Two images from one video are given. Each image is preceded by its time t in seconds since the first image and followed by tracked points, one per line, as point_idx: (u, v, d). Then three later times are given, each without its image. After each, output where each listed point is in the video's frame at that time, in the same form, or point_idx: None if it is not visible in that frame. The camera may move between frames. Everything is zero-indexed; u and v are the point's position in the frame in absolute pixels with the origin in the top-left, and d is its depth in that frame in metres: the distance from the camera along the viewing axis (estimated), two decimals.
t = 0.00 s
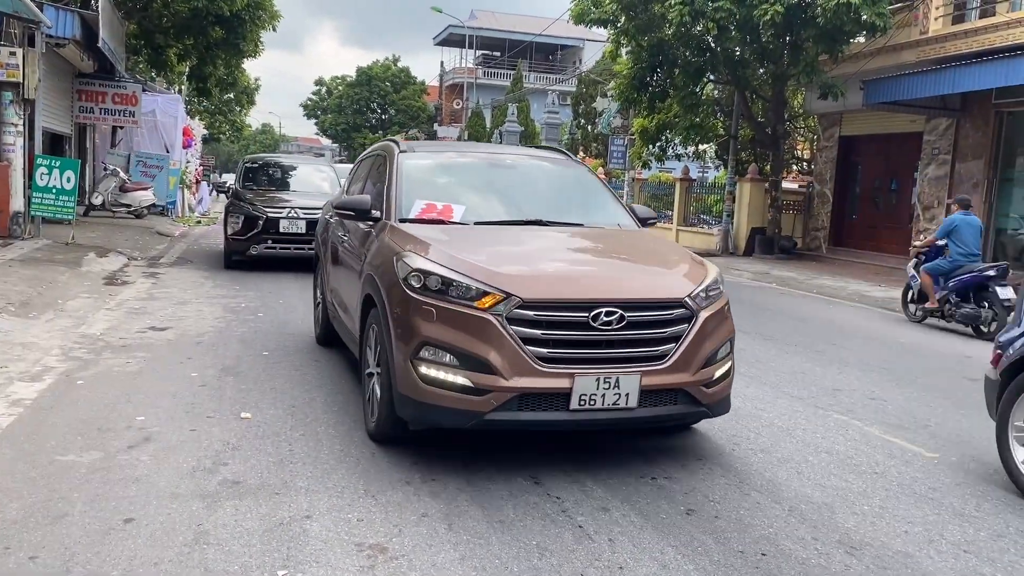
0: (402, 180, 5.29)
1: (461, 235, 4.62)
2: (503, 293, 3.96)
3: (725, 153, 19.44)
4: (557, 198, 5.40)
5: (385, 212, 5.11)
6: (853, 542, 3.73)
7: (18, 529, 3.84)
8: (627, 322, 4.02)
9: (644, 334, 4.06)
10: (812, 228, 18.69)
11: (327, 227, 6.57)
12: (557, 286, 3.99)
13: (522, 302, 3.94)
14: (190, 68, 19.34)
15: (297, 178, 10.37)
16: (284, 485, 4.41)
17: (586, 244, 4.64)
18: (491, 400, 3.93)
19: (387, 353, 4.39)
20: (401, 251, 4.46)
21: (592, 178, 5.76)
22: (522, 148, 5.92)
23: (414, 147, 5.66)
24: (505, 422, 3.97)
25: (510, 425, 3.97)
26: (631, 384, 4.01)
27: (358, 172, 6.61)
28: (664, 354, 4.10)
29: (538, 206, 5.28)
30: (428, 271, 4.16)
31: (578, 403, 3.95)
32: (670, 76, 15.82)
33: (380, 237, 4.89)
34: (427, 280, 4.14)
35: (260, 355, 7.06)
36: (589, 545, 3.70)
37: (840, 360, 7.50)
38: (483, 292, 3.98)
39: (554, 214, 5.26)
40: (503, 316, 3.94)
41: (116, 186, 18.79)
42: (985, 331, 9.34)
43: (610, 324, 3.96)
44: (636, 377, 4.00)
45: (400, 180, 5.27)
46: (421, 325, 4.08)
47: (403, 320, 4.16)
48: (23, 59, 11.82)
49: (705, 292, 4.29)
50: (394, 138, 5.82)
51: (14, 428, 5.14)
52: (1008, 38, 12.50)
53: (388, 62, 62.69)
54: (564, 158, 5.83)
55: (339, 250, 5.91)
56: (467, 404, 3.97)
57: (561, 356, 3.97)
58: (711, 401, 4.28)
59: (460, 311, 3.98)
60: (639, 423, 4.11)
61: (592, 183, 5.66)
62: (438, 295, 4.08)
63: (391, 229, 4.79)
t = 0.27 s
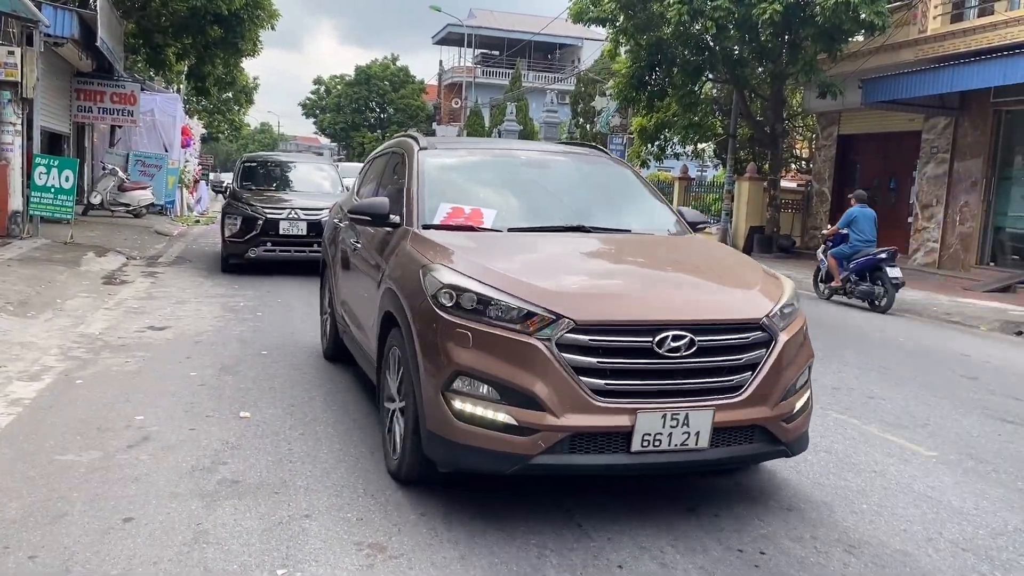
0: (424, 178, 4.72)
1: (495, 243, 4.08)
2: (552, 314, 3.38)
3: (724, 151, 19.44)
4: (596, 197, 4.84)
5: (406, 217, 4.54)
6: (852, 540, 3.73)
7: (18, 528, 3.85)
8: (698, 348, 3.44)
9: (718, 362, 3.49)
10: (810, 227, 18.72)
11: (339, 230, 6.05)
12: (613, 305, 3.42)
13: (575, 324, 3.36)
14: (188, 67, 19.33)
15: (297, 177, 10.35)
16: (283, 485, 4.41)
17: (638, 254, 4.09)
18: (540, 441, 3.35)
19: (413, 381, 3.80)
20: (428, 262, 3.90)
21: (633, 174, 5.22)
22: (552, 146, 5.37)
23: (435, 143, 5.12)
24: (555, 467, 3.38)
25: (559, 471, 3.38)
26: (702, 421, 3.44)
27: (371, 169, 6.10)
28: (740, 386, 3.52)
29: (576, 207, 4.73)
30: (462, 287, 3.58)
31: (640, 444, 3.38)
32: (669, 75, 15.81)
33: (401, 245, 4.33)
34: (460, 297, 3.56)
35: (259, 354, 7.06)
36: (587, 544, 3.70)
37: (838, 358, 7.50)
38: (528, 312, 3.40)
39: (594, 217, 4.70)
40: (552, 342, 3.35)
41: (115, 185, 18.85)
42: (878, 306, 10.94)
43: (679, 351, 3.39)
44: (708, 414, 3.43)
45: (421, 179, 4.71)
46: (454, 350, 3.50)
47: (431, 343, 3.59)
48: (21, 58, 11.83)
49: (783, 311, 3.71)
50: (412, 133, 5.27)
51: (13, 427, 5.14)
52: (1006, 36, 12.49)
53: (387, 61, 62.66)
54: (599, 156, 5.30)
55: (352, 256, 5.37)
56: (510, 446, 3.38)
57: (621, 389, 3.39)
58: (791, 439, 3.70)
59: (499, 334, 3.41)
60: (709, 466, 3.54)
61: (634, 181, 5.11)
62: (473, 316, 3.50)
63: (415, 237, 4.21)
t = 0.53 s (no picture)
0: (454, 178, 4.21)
1: (541, 254, 3.54)
2: (626, 344, 2.80)
3: (723, 151, 19.46)
4: (647, 199, 4.33)
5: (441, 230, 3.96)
6: (851, 538, 3.73)
7: (17, 528, 3.85)
8: (803, 385, 2.87)
9: (825, 402, 2.92)
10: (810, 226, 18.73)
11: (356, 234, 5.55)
12: (696, 329, 2.85)
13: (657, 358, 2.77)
14: (187, 66, 19.32)
15: (297, 176, 10.35)
16: (283, 484, 4.41)
17: (708, 264, 3.56)
18: (613, 501, 2.77)
19: (451, 420, 3.22)
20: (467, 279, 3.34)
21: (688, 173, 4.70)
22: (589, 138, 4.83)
23: (464, 138, 4.61)
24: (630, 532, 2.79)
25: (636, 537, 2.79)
26: (808, 473, 2.86)
27: (390, 169, 5.62)
28: (848, 429, 2.95)
29: (625, 210, 4.21)
30: (511, 310, 3.01)
31: (735, 503, 2.80)
32: (668, 74, 15.80)
33: (432, 257, 3.78)
34: (509, 323, 3.00)
35: (258, 353, 7.05)
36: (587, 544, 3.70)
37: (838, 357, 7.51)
38: (593, 343, 2.83)
39: (647, 221, 4.19)
40: (626, 378, 2.77)
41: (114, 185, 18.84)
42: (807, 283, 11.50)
43: (781, 390, 2.82)
44: (815, 464, 2.86)
45: (451, 178, 4.20)
46: (503, 386, 2.93)
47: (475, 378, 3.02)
48: (20, 57, 11.84)
49: (895, 338, 3.14)
50: (439, 128, 4.76)
51: (12, 427, 5.14)
52: (1005, 35, 12.50)
53: (386, 60, 62.62)
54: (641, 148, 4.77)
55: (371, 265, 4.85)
56: (576, 506, 2.80)
57: (711, 434, 2.82)
58: (904, 491, 3.13)
59: (557, 367, 2.84)
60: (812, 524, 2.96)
61: (687, 180, 4.60)
62: (525, 343, 2.94)
63: (450, 250, 3.65)
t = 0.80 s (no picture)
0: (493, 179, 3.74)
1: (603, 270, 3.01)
2: (735, 392, 2.23)
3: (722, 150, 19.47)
4: (706, 203, 3.87)
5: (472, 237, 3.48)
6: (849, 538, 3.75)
7: (17, 528, 3.85)
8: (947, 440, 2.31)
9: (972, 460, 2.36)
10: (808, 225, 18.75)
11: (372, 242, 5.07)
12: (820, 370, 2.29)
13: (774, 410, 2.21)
14: (186, 67, 19.32)
15: (299, 177, 10.35)
16: (282, 484, 4.41)
17: (791, 279, 3.07)
18: None
19: (503, 475, 2.65)
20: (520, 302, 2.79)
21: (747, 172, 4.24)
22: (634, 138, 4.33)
23: (499, 134, 4.14)
24: None
25: None
26: (954, 550, 2.28)
27: (409, 172, 5.15)
28: (999, 493, 2.39)
29: (683, 215, 3.74)
30: (581, 346, 2.45)
31: None
32: (667, 74, 15.78)
33: (471, 276, 3.24)
34: (579, 360, 2.43)
35: (257, 354, 7.06)
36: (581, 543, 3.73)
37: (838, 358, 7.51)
38: (689, 388, 2.27)
39: (713, 230, 3.71)
40: (732, 434, 2.20)
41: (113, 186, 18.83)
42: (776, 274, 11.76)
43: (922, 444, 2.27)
44: (963, 538, 2.28)
45: (488, 184, 3.68)
46: (572, 438, 2.38)
47: (536, 429, 2.46)
48: (19, 58, 11.86)
49: None
50: (468, 125, 4.23)
51: (11, 427, 5.14)
52: (1004, 35, 12.50)
53: (385, 60, 62.64)
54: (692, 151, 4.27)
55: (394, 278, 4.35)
56: None
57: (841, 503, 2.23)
58: None
59: (641, 419, 2.28)
60: None
61: (747, 182, 4.14)
62: (599, 386, 2.38)
63: (497, 269, 3.09)
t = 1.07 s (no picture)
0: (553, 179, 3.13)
1: (713, 302, 2.43)
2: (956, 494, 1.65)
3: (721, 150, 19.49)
4: (801, 203, 3.29)
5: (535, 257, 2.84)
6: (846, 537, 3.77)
7: (14, 529, 3.84)
8: None
9: None
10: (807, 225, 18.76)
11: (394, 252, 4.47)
12: None
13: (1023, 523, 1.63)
14: (184, 67, 19.30)
15: (300, 178, 10.35)
16: (280, 485, 4.40)
17: (933, 307, 2.51)
18: None
19: None
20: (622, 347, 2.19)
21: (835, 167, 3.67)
22: (706, 128, 3.71)
23: (551, 127, 3.53)
24: None
25: None
26: None
27: (431, 173, 4.55)
28: None
29: (779, 218, 3.16)
30: (723, 420, 1.86)
31: None
32: (665, 74, 15.70)
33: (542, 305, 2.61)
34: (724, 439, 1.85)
35: (256, 354, 7.06)
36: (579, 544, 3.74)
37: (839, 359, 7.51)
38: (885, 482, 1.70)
39: (818, 242, 3.12)
40: (955, 552, 1.61)
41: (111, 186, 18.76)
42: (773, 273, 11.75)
43: None
44: None
45: (552, 190, 3.05)
46: (717, 547, 1.80)
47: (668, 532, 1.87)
48: (17, 58, 11.84)
49: None
50: (516, 117, 3.60)
51: (9, 428, 5.14)
52: (1003, 35, 12.49)
53: (384, 60, 62.65)
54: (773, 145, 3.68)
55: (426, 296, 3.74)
56: None
57: None
58: None
59: (819, 527, 1.70)
60: None
61: (839, 179, 3.56)
62: (759, 476, 1.79)
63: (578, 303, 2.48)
